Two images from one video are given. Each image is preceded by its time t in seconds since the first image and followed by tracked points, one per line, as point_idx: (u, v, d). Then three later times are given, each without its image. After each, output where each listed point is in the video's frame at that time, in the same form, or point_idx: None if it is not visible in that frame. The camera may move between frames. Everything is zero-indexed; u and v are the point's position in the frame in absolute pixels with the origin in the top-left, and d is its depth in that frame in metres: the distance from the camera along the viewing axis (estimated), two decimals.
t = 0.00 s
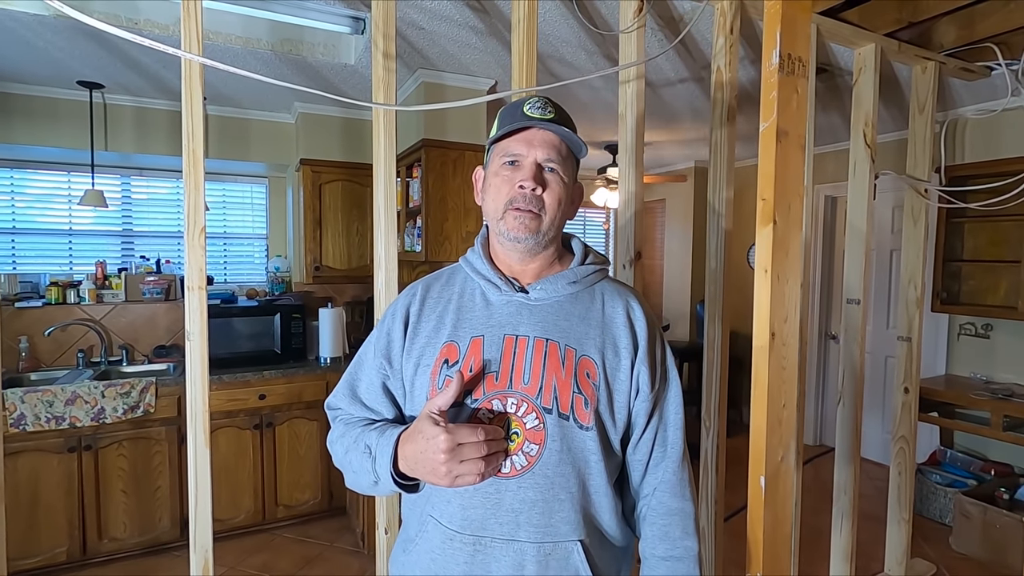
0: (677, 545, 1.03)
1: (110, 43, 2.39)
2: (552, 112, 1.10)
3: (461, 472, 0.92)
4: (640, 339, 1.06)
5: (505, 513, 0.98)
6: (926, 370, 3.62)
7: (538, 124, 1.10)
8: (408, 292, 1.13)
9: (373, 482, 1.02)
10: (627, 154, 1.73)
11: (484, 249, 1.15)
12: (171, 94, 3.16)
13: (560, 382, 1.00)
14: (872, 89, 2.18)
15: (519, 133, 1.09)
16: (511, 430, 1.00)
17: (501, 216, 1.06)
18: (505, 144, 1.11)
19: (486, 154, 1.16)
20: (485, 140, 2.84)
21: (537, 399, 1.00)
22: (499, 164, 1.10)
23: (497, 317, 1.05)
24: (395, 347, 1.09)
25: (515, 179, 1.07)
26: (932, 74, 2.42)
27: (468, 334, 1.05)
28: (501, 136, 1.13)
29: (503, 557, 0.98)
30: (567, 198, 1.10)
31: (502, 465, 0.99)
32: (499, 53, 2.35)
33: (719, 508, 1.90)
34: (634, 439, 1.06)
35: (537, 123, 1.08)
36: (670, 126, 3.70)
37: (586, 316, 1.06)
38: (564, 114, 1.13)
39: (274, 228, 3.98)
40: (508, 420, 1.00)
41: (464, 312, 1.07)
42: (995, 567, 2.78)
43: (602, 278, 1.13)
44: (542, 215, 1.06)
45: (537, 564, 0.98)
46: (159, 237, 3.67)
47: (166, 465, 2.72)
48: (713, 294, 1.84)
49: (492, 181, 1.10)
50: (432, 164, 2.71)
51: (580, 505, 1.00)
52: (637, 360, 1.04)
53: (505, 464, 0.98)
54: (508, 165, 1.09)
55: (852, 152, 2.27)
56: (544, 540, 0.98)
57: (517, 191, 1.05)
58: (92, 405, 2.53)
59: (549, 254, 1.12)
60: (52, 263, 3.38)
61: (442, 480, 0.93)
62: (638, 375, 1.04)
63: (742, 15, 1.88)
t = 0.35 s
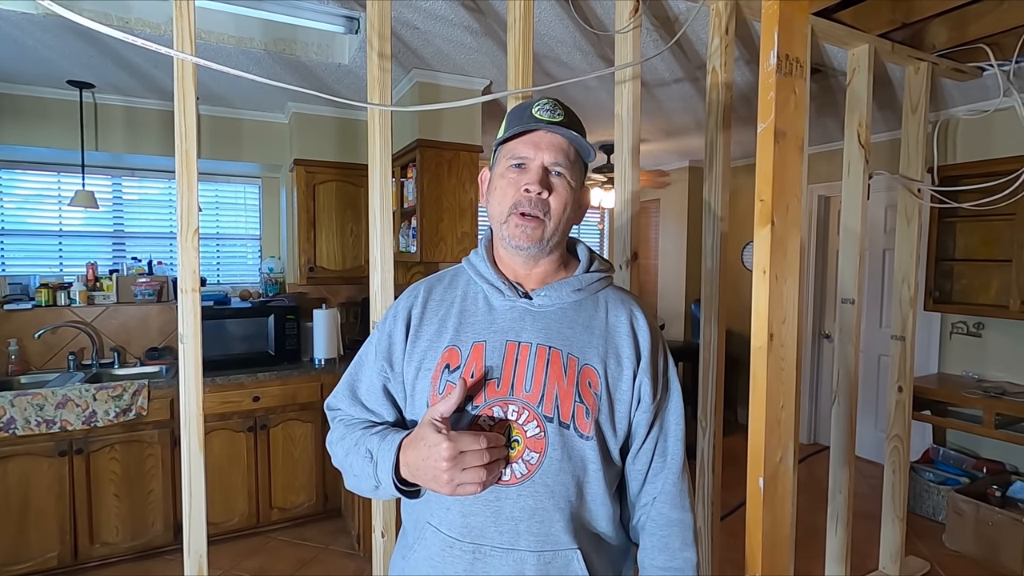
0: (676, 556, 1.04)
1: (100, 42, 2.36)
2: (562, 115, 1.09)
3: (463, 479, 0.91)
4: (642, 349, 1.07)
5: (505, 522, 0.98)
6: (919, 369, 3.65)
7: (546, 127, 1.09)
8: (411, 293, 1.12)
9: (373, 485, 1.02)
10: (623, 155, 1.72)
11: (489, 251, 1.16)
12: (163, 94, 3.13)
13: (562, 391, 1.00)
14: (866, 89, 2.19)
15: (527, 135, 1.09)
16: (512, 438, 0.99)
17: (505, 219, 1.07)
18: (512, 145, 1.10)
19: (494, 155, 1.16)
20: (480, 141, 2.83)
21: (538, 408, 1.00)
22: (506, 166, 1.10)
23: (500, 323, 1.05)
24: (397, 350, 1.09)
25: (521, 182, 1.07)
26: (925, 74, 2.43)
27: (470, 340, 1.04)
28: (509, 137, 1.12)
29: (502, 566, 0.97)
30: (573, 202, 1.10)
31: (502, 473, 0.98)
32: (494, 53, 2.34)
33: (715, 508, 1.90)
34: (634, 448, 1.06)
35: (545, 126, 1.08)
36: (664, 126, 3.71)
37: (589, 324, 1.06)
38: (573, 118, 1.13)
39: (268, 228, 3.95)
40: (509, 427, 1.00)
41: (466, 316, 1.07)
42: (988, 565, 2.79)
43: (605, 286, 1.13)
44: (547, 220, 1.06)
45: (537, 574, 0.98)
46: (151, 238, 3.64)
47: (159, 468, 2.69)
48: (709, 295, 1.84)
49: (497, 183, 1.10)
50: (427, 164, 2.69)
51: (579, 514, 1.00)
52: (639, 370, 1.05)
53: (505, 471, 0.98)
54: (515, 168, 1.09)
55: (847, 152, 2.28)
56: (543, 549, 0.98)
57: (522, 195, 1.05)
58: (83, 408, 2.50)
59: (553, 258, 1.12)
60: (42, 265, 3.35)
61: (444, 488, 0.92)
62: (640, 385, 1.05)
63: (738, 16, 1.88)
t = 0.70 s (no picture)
0: (679, 560, 1.04)
1: (94, 40, 2.34)
2: (568, 112, 1.10)
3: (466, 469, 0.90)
4: (643, 349, 1.06)
5: (503, 522, 0.97)
6: (917, 367, 3.65)
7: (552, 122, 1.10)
8: (411, 291, 1.11)
9: (371, 482, 1.01)
10: (622, 153, 1.71)
11: (487, 251, 1.14)
12: (158, 92, 3.11)
13: (561, 391, 0.99)
14: (865, 86, 2.18)
15: (532, 129, 1.09)
16: (510, 437, 0.99)
17: (502, 211, 1.06)
18: (516, 139, 1.11)
19: (499, 150, 1.16)
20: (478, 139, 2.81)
21: (538, 407, 0.99)
22: (509, 159, 1.10)
23: (499, 321, 1.05)
24: (396, 348, 1.08)
25: (521, 175, 1.06)
26: (924, 71, 2.42)
27: (469, 338, 1.04)
28: (514, 131, 1.13)
29: (500, 567, 0.97)
30: (574, 200, 1.09)
31: (501, 472, 0.98)
32: (492, 51, 2.33)
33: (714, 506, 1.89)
34: (633, 450, 1.06)
35: (549, 121, 1.09)
36: (663, 124, 3.70)
37: (589, 324, 1.05)
38: (579, 116, 1.13)
39: (265, 227, 3.94)
40: (507, 426, 0.99)
41: (466, 314, 1.06)
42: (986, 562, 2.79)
43: (606, 286, 1.12)
44: (546, 214, 1.05)
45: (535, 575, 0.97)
46: (147, 237, 3.63)
47: (156, 468, 2.68)
48: (708, 294, 1.83)
49: (498, 175, 1.09)
50: (425, 162, 2.68)
51: (578, 514, 0.99)
52: (639, 370, 1.04)
53: (504, 471, 0.97)
54: (517, 161, 1.09)
55: (846, 149, 2.27)
56: (542, 550, 0.97)
57: (522, 187, 1.04)
58: (79, 408, 2.49)
59: (550, 256, 1.10)
60: (38, 264, 3.33)
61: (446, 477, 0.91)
62: (640, 386, 1.04)
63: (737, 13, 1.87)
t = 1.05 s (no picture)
0: (683, 559, 1.03)
1: (96, 39, 2.34)
2: (575, 110, 1.08)
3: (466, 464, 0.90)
4: (647, 347, 1.04)
5: (505, 521, 0.96)
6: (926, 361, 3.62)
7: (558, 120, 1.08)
8: (413, 288, 1.11)
9: (376, 482, 1.00)
10: (627, 148, 1.69)
11: (490, 249, 1.13)
12: (161, 91, 3.11)
13: (565, 389, 0.98)
14: (873, 77, 2.14)
15: (537, 127, 1.08)
16: (512, 435, 0.98)
17: (507, 210, 1.04)
18: (523, 136, 1.09)
19: (503, 147, 1.15)
20: (481, 134, 2.80)
21: (541, 405, 0.98)
22: (514, 156, 1.08)
23: (502, 318, 1.03)
24: (398, 345, 1.07)
25: (526, 173, 1.05)
26: (934, 62, 2.38)
27: (471, 335, 1.03)
28: (519, 129, 1.11)
29: (503, 566, 0.96)
30: (579, 200, 1.07)
31: (503, 471, 0.97)
32: (495, 45, 2.31)
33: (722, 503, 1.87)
34: (638, 449, 1.05)
35: (556, 120, 1.07)
36: (668, 117, 3.67)
37: (593, 321, 1.04)
38: (587, 113, 1.11)
39: (269, 225, 3.94)
40: (509, 425, 0.98)
41: (468, 312, 1.05)
42: (997, 558, 2.77)
43: (610, 282, 1.11)
44: (550, 214, 1.03)
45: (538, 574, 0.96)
46: (152, 236, 3.63)
47: (163, 467, 2.69)
48: (714, 289, 1.81)
49: (503, 173, 1.08)
50: (428, 159, 2.67)
51: (582, 512, 0.98)
52: (644, 368, 1.03)
53: (506, 470, 0.96)
54: (522, 159, 1.07)
55: (854, 141, 2.24)
56: (545, 549, 0.96)
57: (527, 186, 1.03)
58: (86, 407, 2.50)
59: (554, 256, 1.09)
60: (44, 264, 3.34)
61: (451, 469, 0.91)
62: (644, 384, 1.03)
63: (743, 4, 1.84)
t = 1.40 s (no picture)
0: (683, 555, 1.02)
1: (91, 34, 2.32)
2: (569, 101, 1.06)
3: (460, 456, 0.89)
4: (648, 342, 1.04)
5: (505, 517, 0.95)
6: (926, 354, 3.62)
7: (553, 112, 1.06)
8: (413, 284, 1.10)
9: (364, 468, 0.99)
10: (626, 141, 1.68)
11: (488, 243, 1.12)
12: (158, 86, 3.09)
13: (565, 384, 0.97)
14: (874, 69, 2.12)
15: (531, 121, 1.06)
16: (512, 432, 0.97)
17: (503, 208, 1.04)
18: (517, 130, 1.08)
19: (498, 140, 1.13)
20: (480, 129, 2.78)
21: (541, 401, 0.97)
22: (509, 152, 1.07)
23: (501, 314, 1.03)
24: (397, 341, 1.06)
25: (522, 169, 1.04)
26: (935, 53, 2.36)
27: (471, 331, 1.02)
28: (512, 122, 1.10)
29: (503, 563, 0.95)
30: (576, 193, 1.06)
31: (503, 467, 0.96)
32: (493, 38, 2.29)
33: (722, 496, 1.86)
34: (638, 444, 1.04)
35: (550, 112, 1.05)
36: (667, 111, 3.65)
37: (593, 316, 1.03)
38: (581, 103, 1.09)
39: (267, 221, 3.92)
40: (509, 421, 0.97)
41: (467, 308, 1.04)
42: (997, 551, 2.77)
43: (611, 277, 1.10)
44: (548, 210, 1.03)
45: (538, 571, 0.95)
46: (150, 233, 3.62)
47: (163, 464, 2.69)
48: (714, 283, 1.80)
49: (499, 168, 1.07)
50: (426, 153, 2.65)
51: (582, 508, 0.98)
52: (644, 363, 1.02)
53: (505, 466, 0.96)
54: (518, 154, 1.06)
55: (854, 134, 2.22)
56: (545, 545, 0.95)
57: (523, 183, 1.02)
58: (85, 405, 2.49)
59: (554, 250, 1.08)
60: (42, 261, 3.33)
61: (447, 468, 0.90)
62: (645, 379, 1.02)
63: None
